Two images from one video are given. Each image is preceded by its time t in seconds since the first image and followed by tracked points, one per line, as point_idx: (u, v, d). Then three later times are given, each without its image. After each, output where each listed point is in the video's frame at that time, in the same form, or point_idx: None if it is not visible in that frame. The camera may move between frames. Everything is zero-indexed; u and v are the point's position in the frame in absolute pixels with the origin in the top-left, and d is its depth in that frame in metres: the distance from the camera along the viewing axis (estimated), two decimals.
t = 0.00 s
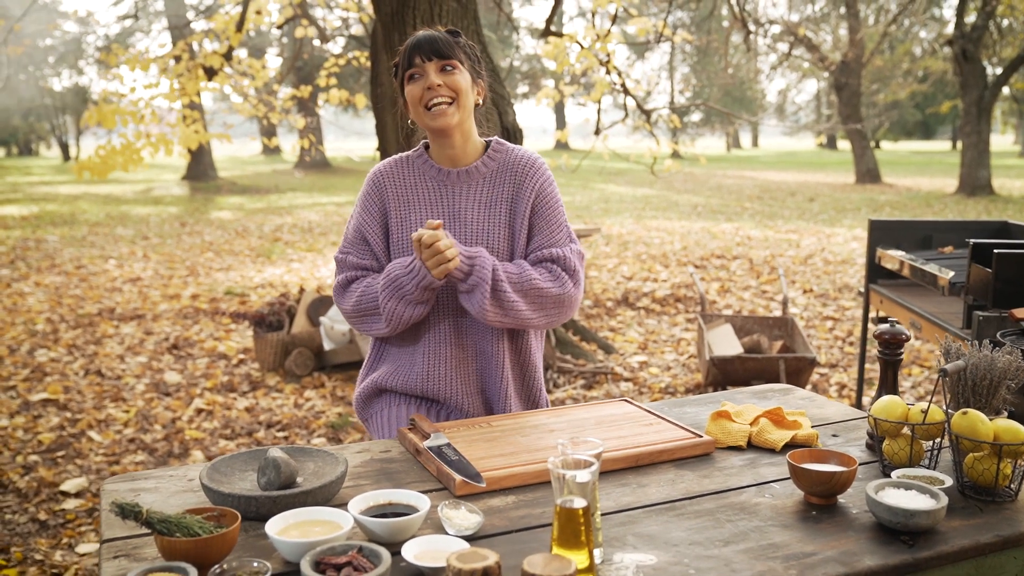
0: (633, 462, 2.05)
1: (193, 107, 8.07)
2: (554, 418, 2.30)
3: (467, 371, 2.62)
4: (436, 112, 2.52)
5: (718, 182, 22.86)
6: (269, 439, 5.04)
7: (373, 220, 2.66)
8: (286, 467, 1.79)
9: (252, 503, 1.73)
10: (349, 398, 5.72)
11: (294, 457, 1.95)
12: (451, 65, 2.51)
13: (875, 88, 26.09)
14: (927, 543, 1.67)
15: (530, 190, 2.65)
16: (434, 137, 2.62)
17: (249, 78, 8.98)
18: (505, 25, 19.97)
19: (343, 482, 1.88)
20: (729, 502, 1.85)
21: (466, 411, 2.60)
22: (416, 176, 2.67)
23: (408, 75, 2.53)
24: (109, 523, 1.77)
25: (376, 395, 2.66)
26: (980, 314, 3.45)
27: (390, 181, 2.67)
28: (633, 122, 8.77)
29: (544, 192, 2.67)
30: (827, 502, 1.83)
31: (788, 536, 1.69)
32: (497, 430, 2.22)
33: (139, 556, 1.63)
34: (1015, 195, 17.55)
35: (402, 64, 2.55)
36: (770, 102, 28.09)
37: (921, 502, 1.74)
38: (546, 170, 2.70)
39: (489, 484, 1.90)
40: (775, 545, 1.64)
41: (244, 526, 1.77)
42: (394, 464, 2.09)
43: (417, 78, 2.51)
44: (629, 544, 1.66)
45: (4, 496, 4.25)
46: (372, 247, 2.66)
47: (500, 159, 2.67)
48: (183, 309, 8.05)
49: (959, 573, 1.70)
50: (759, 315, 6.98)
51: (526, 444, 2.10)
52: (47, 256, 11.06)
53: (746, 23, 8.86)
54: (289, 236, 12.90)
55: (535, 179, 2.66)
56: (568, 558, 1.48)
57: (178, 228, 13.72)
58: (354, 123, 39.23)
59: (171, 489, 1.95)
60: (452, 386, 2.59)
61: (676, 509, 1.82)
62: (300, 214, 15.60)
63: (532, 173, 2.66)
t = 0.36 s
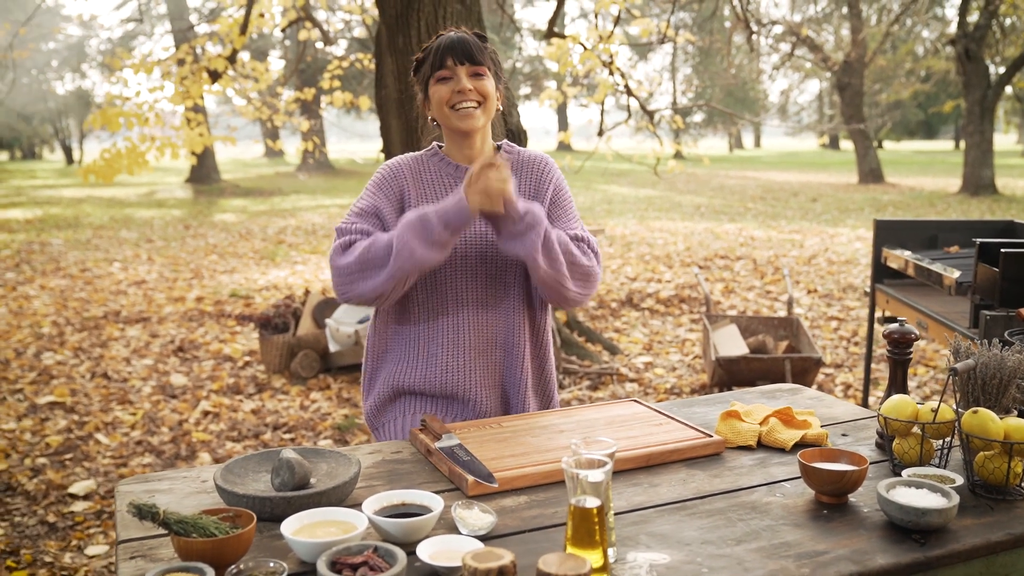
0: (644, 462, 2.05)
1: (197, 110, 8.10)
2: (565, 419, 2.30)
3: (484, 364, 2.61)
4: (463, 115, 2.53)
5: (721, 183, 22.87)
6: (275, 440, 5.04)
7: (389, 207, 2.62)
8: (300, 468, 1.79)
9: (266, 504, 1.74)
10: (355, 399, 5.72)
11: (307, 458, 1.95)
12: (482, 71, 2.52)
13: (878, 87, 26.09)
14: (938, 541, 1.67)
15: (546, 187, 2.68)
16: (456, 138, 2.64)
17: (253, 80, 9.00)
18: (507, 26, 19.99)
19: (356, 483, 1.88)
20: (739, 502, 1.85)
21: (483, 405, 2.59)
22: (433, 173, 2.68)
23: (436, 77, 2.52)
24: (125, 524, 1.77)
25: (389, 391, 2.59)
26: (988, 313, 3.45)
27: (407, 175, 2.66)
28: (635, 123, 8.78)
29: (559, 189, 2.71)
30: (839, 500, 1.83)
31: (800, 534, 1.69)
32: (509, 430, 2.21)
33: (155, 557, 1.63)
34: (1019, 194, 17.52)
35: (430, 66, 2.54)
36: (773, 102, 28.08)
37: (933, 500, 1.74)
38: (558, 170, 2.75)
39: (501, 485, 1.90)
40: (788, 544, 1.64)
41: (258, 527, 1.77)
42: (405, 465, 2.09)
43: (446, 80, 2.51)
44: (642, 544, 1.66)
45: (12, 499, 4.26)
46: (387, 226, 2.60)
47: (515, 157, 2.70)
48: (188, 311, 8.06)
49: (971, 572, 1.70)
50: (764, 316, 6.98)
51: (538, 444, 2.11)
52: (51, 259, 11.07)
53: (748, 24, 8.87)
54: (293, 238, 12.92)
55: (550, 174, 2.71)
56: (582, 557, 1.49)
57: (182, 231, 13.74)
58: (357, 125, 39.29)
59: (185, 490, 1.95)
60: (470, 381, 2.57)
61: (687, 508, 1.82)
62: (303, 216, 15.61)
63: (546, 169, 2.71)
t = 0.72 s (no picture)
0: (646, 467, 2.05)
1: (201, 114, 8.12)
2: (568, 423, 2.30)
3: (491, 365, 2.60)
4: (480, 121, 2.56)
5: (724, 188, 22.85)
6: (278, 444, 5.04)
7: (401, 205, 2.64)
8: (304, 472, 1.79)
9: (270, 507, 1.73)
10: (358, 403, 5.72)
11: (311, 462, 1.95)
12: (502, 80, 2.56)
13: (882, 92, 26.06)
14: (939, 547, 1.67)
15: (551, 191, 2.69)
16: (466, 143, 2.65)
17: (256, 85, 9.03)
18: (511, 31, 20.00)
19: (360, 487, 1.88)
20: (741, 507, 1.85)
21: (489, 407, 2.58)
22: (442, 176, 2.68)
23: (456, 82, 2.54)
24: (129, 526, 1.77)
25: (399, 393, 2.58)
26: (990, 319, 3.43)
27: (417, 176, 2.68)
28: (638, 128, 8.78)
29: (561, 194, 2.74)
30: (840, 506, 1.83)
31: (802, 539, 1.69)
32: (511, 434, 2.21)
33: (160, 559, 1.63)
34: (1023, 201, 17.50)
35: (450, 71, 2.55)
36: (776, 108, 28.06)
37: (934, 506, 1.74)
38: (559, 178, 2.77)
39: (504, 489, 1.90)
40: (790, 549, 1.64)
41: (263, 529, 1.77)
42: (409, 468, 2.09)
43: (467, 86, 2.54)
44: (644, 548, 1.66)
45: (16, 501, 4.27)
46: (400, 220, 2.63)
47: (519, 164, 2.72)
48: (192, 315, 8.07)
49: None
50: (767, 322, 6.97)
51: (541, 449, 2.11)
52: (55, 263, 11.08)
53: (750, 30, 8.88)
54: (296, 242, 12.93)
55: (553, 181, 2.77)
56: (585, 561, 1.49)
57: (185, 235, 13.76)
58: (360, 129, 39.30)
59: (190, 492, 1.95)
60: (477, 382, 2.57)
61: (689, 513, 1.82)
62: (306, 220, 15.63)
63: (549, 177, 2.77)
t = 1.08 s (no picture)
0: (644, 469, 2.05)
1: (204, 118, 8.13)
2: (567, 426, 2.30)
3: (485, 371, 2.62)
4: (488, 129, 2.57)
5: (727, 191, 22.83)
6: (280, 447, 5.05)
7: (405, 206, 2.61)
8: (302, 474, 1.79)
9: (268, 509, 1.73)
10: (359, 406, 5.72)
11: (309, 464, 1.95)
12: (516, 94, 2.60)
13: (885, 95, 26.02)
14: (936, 550, 1.66)
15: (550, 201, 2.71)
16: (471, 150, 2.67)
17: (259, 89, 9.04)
18: (513, 34, 20.01)
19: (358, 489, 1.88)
20: (738, 509, 1.85)
21: (481, 411, 2.60)
22: (444, 179, 2.68)
23: (472, 86, 2.56)
24: (128, 528, 1.77)
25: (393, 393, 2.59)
26: (990, 322, 3.42)
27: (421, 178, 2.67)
28: (641, 131, 8.77)
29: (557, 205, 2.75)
30: (837, 508, 1.83)
31: (798, 541, 1.68)
32: (510, 437, 2.21)
33: (158, 561, 1.63)
34: None
35: (470, 75, 2.57)
36: (779, 111, 28.04)
37: (931, 508, 1.74)
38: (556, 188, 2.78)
39: (502, 491, 1.90)
40: (786, 551, 1.64)
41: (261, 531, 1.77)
42: (408, 471, 2.09)
43: (481, 92, 2.56)
44: (640, 550, 1.65)
45: (18, 504, 4.28)
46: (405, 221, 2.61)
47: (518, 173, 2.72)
48: (194, 318, 8.08)
49: None
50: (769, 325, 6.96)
51: (539, 451, 2.11)
52: (59, 266, 11.10)
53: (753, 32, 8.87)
54: (298, 245, 12.94)
55: (549, 197, 2.75)
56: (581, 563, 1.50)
57: (188, 238, 13.78)
58: (363, 132, 39.30)
59: (189, 495, 1.95)
60: (471, 386, 2.58)
61: (686, 515, 1.81)
62: (309, 224, 15.64)
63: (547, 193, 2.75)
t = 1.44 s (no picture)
0: (636, 469, 2.05)
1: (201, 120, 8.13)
2: (560, 426, 2.30)
3: (478, 371, 2.62)
4: (484, 127, 2.57)
5: (726, 192, 22.83)
6: (276, 448, 5.05)
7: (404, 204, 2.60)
8: (295, 475, 1.79)
9: (261, 509, 1.73)
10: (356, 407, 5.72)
11: (302, 465, 1.95)
12: (512, 92, 2.60)
13: (883, 96, 26.05)
14: (926, 549, 1.66)
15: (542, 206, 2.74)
16: (469, 148, 2.67)
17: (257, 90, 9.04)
18: (511, 35, 20.03)
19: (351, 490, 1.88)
20: (730, 509, 1.85)
21: (473, 411, 2.60)
22: (441, 180, 2.68)
23: (470, 84, 2.57)
24: (121, 530, 1.77)
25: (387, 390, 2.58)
26: (983, 322, 3.42)
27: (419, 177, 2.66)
28: (638, 132, 8.77)
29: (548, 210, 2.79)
30: (829, 508, 1.83)
31: (789, 541, 1.68)
32: (504, 437, 2.21)
33: (150, 562, 1.63)
34: None
35: (467, 74, 2.59)
36: (778, 112, 28.05)
37: (922, 508, 1.74)
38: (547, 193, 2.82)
39: (495, 491, 1.90)
40: (777, 550, 1.64)
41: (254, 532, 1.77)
42: (401, 471, 2.09)
43: (478, 89, 2.56)
44: (631, 549, 1.65)
45: (14, 505, 4.28)
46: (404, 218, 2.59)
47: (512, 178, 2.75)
48: (192, 320, 8.08)
49: None
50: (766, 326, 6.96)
51: (532, 451, 2.11)
52: (56, 268, 11.10)
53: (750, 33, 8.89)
54: (296, 247, 12.95)
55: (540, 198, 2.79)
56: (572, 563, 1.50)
57: (186, 240, 13.78)
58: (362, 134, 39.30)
59: (182, 496, 1.95)
60: (466, 386, 2.58)
61: (678, 515, 1.81)
62: (307, 225, 15.63)
63: (535, 194, 2.76)
